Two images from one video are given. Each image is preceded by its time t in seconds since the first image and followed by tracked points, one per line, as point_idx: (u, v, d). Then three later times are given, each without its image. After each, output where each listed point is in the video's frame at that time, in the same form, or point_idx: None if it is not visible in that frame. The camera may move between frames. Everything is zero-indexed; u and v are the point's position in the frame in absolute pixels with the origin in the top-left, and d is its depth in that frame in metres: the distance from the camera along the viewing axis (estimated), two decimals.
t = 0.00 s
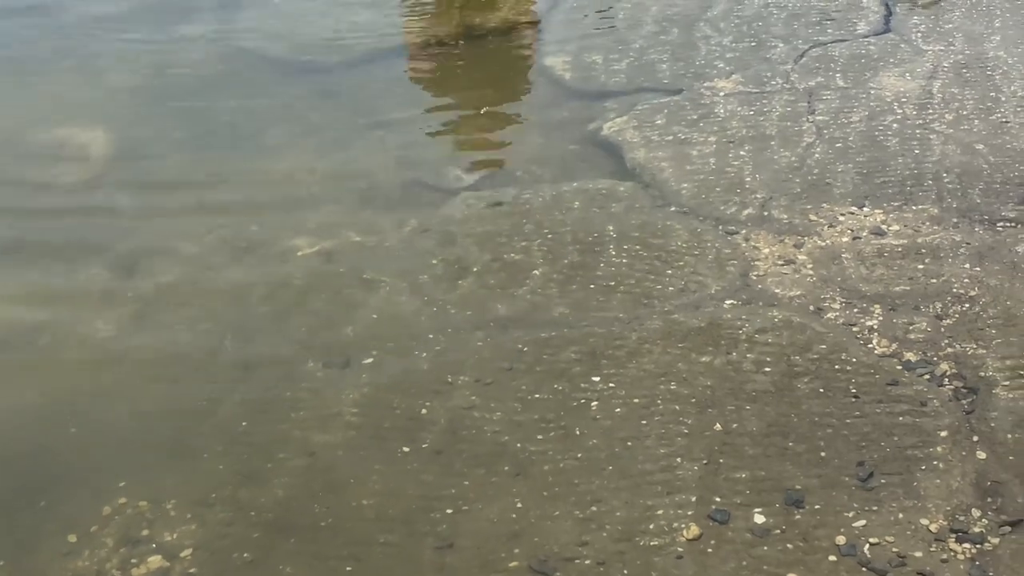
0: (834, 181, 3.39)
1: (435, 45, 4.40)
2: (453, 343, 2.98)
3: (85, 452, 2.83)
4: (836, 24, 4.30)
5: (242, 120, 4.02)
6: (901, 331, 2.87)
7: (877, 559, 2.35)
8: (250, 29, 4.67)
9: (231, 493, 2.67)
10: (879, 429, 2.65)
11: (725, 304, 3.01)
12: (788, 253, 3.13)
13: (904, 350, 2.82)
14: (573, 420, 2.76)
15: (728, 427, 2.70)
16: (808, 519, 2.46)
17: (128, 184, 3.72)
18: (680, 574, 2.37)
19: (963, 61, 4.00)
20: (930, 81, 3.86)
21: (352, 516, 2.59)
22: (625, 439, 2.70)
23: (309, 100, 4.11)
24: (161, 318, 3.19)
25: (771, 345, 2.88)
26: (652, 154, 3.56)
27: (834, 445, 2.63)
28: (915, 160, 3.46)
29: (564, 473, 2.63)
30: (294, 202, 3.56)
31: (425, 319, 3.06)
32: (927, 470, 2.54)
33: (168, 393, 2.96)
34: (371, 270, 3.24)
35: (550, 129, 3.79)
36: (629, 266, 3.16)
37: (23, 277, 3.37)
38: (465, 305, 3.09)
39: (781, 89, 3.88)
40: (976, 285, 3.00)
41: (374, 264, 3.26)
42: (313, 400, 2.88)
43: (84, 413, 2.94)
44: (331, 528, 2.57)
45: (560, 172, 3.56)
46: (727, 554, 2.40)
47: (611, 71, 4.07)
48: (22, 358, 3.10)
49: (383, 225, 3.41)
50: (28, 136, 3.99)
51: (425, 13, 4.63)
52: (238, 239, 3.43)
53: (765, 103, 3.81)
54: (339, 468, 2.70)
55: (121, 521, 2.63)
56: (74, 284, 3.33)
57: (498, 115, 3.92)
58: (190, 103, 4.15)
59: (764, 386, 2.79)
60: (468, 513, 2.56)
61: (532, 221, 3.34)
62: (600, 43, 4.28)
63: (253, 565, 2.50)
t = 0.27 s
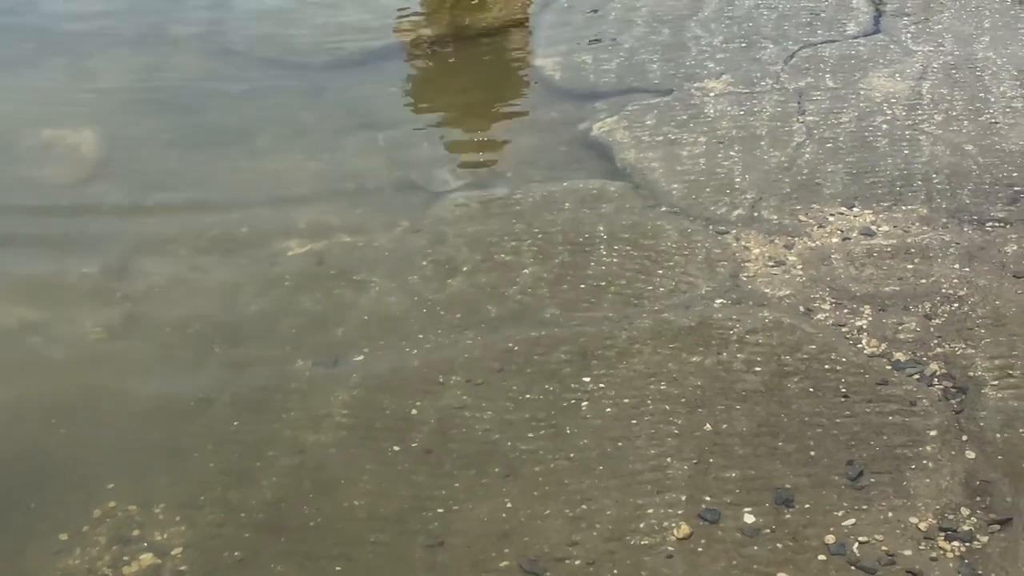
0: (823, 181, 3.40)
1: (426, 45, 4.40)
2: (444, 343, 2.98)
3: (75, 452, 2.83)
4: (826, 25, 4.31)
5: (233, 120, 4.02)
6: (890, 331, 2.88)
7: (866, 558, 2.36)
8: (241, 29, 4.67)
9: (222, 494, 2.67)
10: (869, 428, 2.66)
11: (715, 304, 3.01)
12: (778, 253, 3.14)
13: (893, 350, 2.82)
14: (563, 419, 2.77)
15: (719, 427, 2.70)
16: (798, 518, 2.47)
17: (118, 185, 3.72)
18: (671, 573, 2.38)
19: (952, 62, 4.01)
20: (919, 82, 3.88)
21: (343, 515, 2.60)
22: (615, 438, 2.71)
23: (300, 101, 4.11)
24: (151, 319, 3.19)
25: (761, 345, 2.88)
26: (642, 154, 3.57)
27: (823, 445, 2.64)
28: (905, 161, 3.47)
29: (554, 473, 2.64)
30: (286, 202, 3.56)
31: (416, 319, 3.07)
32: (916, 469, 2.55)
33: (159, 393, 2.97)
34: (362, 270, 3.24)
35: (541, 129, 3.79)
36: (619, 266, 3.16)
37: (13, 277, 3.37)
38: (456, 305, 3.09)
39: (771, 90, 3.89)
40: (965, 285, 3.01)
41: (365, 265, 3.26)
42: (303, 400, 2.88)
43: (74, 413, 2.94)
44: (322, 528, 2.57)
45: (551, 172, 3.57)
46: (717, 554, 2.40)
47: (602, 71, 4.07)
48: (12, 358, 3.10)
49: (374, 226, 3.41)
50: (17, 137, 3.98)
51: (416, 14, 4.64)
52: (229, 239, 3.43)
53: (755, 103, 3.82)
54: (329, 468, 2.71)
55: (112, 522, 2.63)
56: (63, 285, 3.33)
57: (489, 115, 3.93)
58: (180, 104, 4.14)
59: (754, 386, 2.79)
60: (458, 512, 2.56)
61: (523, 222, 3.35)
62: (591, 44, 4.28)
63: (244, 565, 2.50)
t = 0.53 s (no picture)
0: (818, 180, 3.41)
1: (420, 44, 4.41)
2: (439, 341, 2.99)
3: (70, 450, 2.83)
4: (821, 24, 4.32)
5: (228, 118, 4.02)
6: (884, 329, 2.88)
7: (860, 555, 2.36)
8: (236, 27, 4.66)
9: (216, 491, 2.68)
10: (863, 426, 2.67)
11: (709, 302, 3.02)
12: (772, 252, 3.15)
13: (887, 348, 2.83)
14: (558, 417, 2.77)
15: (713, 424, 2.71)
16: (792, 515, 2.47)
17: (112, 183, 3.72)
18: (665, 570, 2.39)
19: (946, 61, 4.02)
20: (914, 81, 3.89)
21: (337, 513, 2.60)
22: (610, 436, 2.71)
23: (295, 99, 4.12)
24: (144, 316, 3.19)
25: (755, 343, 2.89)
26: (636, 153, 3.58)
27: (818, 442, 2.64)
28: (899, 159, 3.48)
29: (549, 471, 2.64)
30: (280, 199, 3.56)
31: (411, 316, 3.07)
32: (910, 467, 2.55)
33: (154, 390, 2.97)
34: (357, 268, 3.25)
35: (536, 128, 3.80)
36: (614, 264, 3.17)
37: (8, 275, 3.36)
38: (451, 303, 3.09)
39: (766, 88, 3.90)
40: (959, 283, 3.01)
41: (360, 262, 3.26)
42: (298, 398, 2.88)
43: (69, 411, 2.94)
44: (317, 525, 2.58)
45: (546, 171, 3.57)
46: (711, 551, 2.41)
47: (596, 69, 4.08)
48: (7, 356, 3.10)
49: (369, 224, 3.41)
50: (10, 135, 3.98)
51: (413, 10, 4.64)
52: (223, 237, 3.43)
53: (749, 102, 3.82)
54: (324, 466, 2.71)
55: (106, 519, 2.63)
56: (57, 283, 3.32)
57: (483, 114, 3.93)
58: (174, 102, 4.14)
59: (748, 383, 2.80)
60: (453, 510, 2.57)
61: (517, 220, 3.35)
62: (586, 42, 4.29)
63: (238, 562, 2.51)
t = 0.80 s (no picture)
0: (818, 176, 3.41)
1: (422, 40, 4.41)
2: (439, 336, 2.99)
3: (69, 445, 2.83)
4: (821, 20, 4.32)
5: (228, 114, 4.02)
6: (884, 325, 2.88)
7: (860, 550, 2.36)
8: (236, 24, 4.66)
9: (216, 486, 2.68)
10: (863, 422, 2.67)
11: (709, 298, 3.02)
12: (773, 248, 3.15)
13: (888, 344, 2.83)
14: (558, 412, 2.77)
15: (713, 419, 2.71)
16: (792, 511, 2.47)
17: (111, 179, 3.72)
18: (664, 565, 2.39)
19: (947, 57, 4.02)
20: (914, 77, 3.89)
21: (337, 507, 2.60)
22: (610, 431, 2.71)
23: (295, 94, 4.12)
24: (143, 311, 3.19)
25: (756, 339, 2.89)
26: (637, 149, 3.58)
27: (818, 438, 2.64)
28: (899, 156, 3.48)
29: (549, 466, 2.64)
30: (281, 195, 3.57)
31: (411, 312, 3.07)
32: (910, 463, 2.55)
33: (154, 385, 2.97)
34: (358, 263, 3.25)
35: (536, 124, 3.80)
36: (614, 260, 3.17)
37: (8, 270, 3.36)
38: (451, 298, 3.09)
39: (766, 84, 3.90)
40: (959, 279, 3.01)
41: (360, 258, 3.26)
42: (298, 393, 2.89)
43: (69, 406, 2.94)
44: (317, 520, 2.58)
45: (546, 167, 3.57)
46: (711, 546, 2.41)
47: (597, 66, 4.08)
48: (7, 351, 3.10)
49: (369, 219, 3.41)
50: (9, 131, 3.98)
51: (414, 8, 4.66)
52: (223, 232, 3.43)
53: (750, 98, 3.82)
54: (324, 461, 2.71)
55: (106, 514, 2.64)
56: (56, 279, 3.32)
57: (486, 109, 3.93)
58: (173, 98, 4.14)
59: (749, 379, 2.80)
60: (453, 504, 2.57)
61: (518, 215, 3.35)
62: (586, 38, 4.29)
63: (238, 557, 2.51)
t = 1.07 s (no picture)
0: (823, 173, 3.41)
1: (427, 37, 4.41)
2: (443, 333, 2.99)
3: (74, 440, 2.84)
4: (827, 17, 4.31)
5: (233, 109, 4.02)
6: (889, 323, 2.88)
7: (864, 548, 2.36)
8: (241, 19, 4.66)
9: (220, 481, 2.69)
10: (867, 419, 2.66)
11: (714, 295, 3.02)
12: (777, 245, 3.15)
13: (892, 342, 2.83)
14: (562, 409, 2.77)
15: (717, 417, 2.71)
16: (796, 508, 2.47)
17: (116, 174, 3.72)
18: (668, 562, 2.39)
19: (952, 54, 4.01)
20: (920, 74, 3.88)
21: (341, 503, 2.60)
22: (614, 428, 2.71)
23: (300, 90, 4.11)
24: (148, 306, 3.19)
25: (760, 336, 2.89)
26: (642, 145, 3.57)
27: (822, 436, 2.64)
28: (905, 153, 3.47)
29: (552, 463, 2.64)
30: (285, 190, 3.57)
31: (415, 308, 3.07)
32: (914, 461, 2.55)
33: (158, 380, 2.97)
34: (362, 259, 3.25)
35: (541, 120, 3.79)
36: (619, 257, 3.17)
37: (14, 264, 3.37)
38: (455, 294, 3.09)
39: (772, 81, 3.89)
40: (964, 277, 3.01)
41: (365, 254, 3.26)
42: (302, 389, 2.89)
43: (74, 400, 2.95)
44: (320, 516, 2.58)
45: (551, 163, 3.57)
46: (714, 543, 2.41)
47: (602, 62, 4.07)
48: (13, 344, 3.11)
49: (373, 215, 3.41)
50: (14, 126, 3.98)
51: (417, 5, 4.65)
52: (228, 228, 3.43)
53: (755, 95, 3.82)
54: (328, 457, 2.72)
55: (110, 508, 2.64)
56: (61, 274, 3.33)
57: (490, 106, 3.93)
58: (178, 93, 4.14)
59: (753, 376, 2.80)
60: (457, 501, 2.57)
61: (522, 212, 3.35)
62: (591, 35, 4.28)
63: (242, 552, 2.51)
